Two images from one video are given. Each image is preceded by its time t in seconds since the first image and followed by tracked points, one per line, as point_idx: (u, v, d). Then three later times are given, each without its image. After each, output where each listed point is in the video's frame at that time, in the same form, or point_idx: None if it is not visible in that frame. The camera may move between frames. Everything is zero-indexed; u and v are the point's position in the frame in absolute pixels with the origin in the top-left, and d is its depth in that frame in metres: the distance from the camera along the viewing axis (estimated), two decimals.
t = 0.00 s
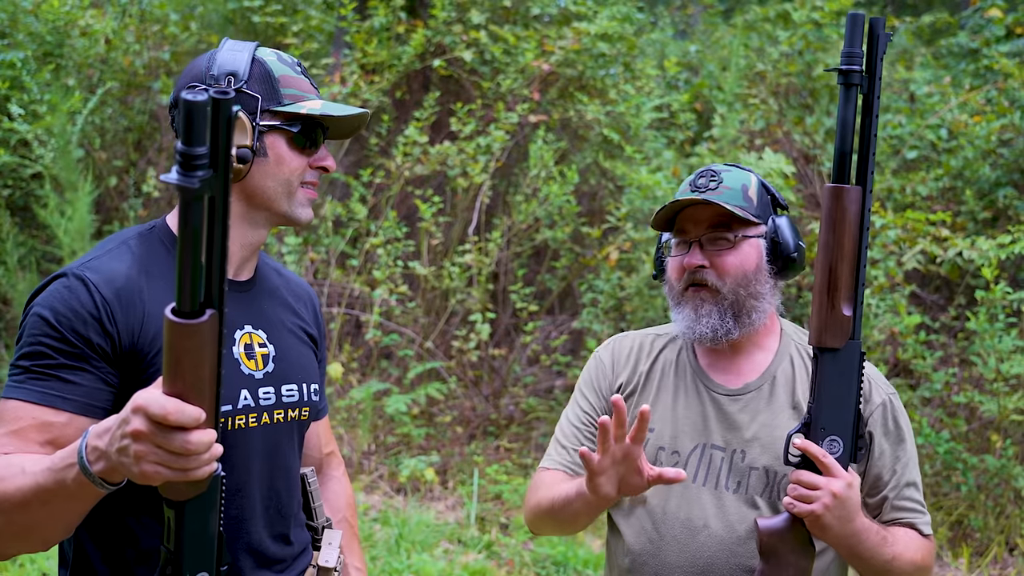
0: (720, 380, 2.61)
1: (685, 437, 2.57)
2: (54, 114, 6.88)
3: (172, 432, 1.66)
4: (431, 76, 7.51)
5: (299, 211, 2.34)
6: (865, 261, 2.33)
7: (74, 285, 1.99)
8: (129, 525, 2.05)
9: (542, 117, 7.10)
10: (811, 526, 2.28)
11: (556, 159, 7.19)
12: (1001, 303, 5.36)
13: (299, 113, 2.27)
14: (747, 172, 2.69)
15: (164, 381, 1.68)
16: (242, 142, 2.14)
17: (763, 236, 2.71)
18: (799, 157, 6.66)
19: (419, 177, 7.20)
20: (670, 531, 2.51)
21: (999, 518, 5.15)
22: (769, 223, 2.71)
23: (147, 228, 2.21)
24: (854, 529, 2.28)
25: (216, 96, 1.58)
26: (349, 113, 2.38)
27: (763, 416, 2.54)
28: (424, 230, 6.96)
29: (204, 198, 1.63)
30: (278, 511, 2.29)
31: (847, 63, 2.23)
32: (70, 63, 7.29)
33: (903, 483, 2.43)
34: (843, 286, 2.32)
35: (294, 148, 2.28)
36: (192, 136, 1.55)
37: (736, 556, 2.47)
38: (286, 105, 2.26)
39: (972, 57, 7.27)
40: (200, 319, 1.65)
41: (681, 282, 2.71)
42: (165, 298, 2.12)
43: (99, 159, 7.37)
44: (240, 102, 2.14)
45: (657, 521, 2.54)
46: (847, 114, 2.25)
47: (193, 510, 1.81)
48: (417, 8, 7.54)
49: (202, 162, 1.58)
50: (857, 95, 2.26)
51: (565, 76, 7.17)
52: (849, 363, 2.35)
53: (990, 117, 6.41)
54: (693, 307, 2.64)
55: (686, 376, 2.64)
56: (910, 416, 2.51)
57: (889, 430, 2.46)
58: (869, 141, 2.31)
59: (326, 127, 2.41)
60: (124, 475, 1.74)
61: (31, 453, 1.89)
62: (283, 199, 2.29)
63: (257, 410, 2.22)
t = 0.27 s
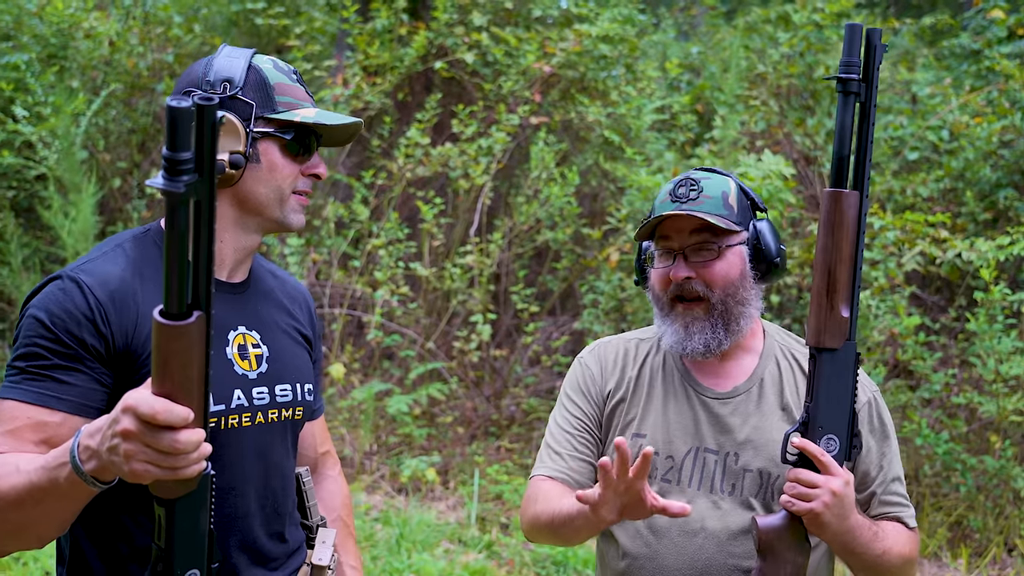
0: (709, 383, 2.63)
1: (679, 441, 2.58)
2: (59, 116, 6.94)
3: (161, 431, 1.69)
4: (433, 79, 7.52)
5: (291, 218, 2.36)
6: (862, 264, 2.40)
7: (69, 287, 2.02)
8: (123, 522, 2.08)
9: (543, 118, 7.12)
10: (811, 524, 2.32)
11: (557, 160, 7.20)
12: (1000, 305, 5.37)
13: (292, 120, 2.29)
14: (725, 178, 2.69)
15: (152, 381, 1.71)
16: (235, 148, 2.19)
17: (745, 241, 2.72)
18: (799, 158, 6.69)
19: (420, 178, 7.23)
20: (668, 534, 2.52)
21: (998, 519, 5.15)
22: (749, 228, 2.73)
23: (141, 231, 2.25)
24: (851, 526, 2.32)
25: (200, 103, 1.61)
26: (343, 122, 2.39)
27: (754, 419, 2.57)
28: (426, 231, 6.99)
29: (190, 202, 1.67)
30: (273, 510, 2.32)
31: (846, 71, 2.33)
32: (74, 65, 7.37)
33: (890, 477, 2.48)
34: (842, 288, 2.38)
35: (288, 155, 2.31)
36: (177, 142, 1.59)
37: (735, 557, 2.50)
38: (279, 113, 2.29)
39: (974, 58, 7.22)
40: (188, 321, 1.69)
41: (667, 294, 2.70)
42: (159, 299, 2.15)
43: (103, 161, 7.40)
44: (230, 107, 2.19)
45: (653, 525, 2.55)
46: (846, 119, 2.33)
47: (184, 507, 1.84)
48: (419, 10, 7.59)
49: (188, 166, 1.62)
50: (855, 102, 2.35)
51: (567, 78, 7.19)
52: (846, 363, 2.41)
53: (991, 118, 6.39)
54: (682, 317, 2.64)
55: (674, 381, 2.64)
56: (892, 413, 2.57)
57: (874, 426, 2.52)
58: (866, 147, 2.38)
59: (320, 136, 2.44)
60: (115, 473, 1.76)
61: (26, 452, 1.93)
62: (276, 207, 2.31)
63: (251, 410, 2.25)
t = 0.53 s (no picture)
0: (711, 382, 2.65)
1: (681, 439, 2.60)
2: (75, 117, 7.02)
3: (164, 427, 1.73)
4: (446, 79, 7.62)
5: (298, 215, 2.41)
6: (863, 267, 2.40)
7: (78, 287, 2.07)
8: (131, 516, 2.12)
9: (554, 119, 7.14)
10: (810, 522, 2.34)
11: (569, 160, 7.21)
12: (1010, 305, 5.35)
13: (295, 120, 2.33)
14: (727, 180, 2.72)
15: (157, 378, 1.75)
16: (240, 149, 2.23)
17: (745, 241, 2.74)
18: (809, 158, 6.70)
19: (432, 179, 7.27)
20: (670, 531, 2.56)
21: (1009, 519, 5.13)
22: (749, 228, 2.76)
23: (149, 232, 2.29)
24: (851, 524, 2.34)
25: (199, 107, 1.63)
26: (345, 120, 2.43)
27: (754, 418, 2.59)
28: (438, 231, 7.02)
29: (191, 203, 1.71)
30: (281, 504, 2.35)
31: (847, 77, 2.32)
32: (91, 66, 7.49)
33: (888, 475, 2.50)
34: (842, 292, 2.39)
35: (291, 155, 2.35)
36: (177, 144, 1.63)
37: (735, 554, 2.53)
38: (282, 114, 2.33)
39: (987, 58, 7.24)
40: (189, 319, 1.73)
41: (666, 292, 2.72)
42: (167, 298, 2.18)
43: (118, 161, 7.48)
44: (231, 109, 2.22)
45: (655, 522, 2.58)
46: (847, 125, 2.33)
47: (188, 501, 1.88)
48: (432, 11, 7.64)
49: (188, 169, 1.66)
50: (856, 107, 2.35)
51: (579, 79, 7.21)
52: (846, 365, 2.42)
53: (1003, 118, 6.31)
54: (679, 314, 2.66)
55: (676, 380, 2.66)
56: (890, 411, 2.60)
57: (873, 425, 2.54)
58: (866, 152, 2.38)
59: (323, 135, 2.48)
60: (121, 467, 1.80)
61: (36, 447, 1.97)
62: (281, 206, 2.35)
63: (258, 405, 2.29)
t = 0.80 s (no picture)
0: (725, 375, 2.68)
1: (687, 429, 2.64)
2: (107, 116, 7.12)
3: (188, 416, 1.76)
4: (473, 80, 7.59)
5: (316, 212, 2.45)
6: (858, 266, 2.38)
7: (101, 281, 2.10)
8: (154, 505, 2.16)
9: (580, 118, 7.14)
10: (795, 518, 2.33)
11: (593, 160, 7.17)
12: None
13: (312, 119, 2.36)
14: (756, 178, 2.78)
15: (179, 368, 1.78)
16: (259, 147, 2.28)
17: (763, 238, 2.74)
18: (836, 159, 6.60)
19: (458, 178, 7.30)
20: (669, 517, 2.60)
21: None
22: (770, 227, 2.75)
23: (170, 229, 2.33)
24: (839, 523, 2.32)
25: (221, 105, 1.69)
26: (361, 118, 2.45)
27: (763, 412, 2.59)
28: (464, 230, 7.06)
29: (213, 198, 1.75)
30: (300, 495, 2.39)
31: (846, 75, 2.31)
32: (122, 67, 7.59)
33: (900, 479, 2.45)
34: (836, 289, 2.37)
35: (308, 152, 2.38)
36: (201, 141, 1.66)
37: (730, 545, 2.53)
38: (300, 112, 2.36)
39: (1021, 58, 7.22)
40: (211, 312, 1.76)
41: (683, 276, 2.81)
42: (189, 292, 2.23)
43: (150, 161, 7.58)
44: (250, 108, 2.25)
45: (658, 507, 2.62)
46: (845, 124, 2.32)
47: (210, 489, 1.91)
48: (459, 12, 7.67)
49: (210, 165, 1.70)
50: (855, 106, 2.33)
51: (605, 78, 7.21)
52: (839, 364, 2.39)
53: None
54: (687, 301, 2.75)
55: (693, 369, 2.71)
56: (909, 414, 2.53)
57: (886, 428, 2.48)
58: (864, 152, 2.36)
59: (340, 132, 2.51)
60: (145, 457, 1.84)
61: (62, 438, 2.02)
62: (299, 202, 2.39)
63: (276, 398, 2.32)
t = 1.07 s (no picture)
0: (728, 368, 2.71)
1: (680, 419, 2.70)
2: (128, 116, 7.20)
3: (198, 409, 1.80)
4: (490, 79, 7.64)
5: (322, 209, 2.50)
6: (830, 266, 2.30)
7: (112, 278, 2.15)
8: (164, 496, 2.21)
9: (596, 118, 7.14)
10: (757, 513, 2.28)
11: (609, 159, 7.18)
12: None
13: (318, 118, 2.41)
14: (772, 178, 2.76)
15: (190, 361, 1.83)
16: (266, 146, 2.34)
17: (776, 238, 2.73)
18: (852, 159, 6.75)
19: (474, 177, 7.33)
20: (654, 501, 2.69)
21: None
22: (782, 227, 2.73)
23: (180, 226, 2.37)
24: (801, 518, 2.26)
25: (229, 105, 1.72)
26: (366, 117, 2.50)
27: (755, 405, 2.60)
28: (479, 229, 7.09)
29: (222, 197, 1.78)
30: (307, 487, 2.42)
31: (826, 74, 2.20)
32: (143, 67, 7.67)
33: (888, 484, 2.39)
34: (805, 288, 2.30)
35: (315, 151, 2.44)
36: (209, 141, 1.70)
37: (705, 533, 2.59)
38: (306, 111, 2.41)
39: None
40: (220, 307, 1.81)
41: (695, 274, 2.82)
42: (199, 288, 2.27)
43: (170, 160, 7.66)
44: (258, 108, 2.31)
45: (648, 491, 2.72)
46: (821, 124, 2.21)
47: (218, 481, 1.96)
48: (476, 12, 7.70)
49: (219, 164, 1.73)
50: (836, 106, 2.22)
51: (621, 78, 7.21)
52: (807, 361, 2.33)
53: None
54: (700, 298, 2.76)
55: (697, 362, 2.77)
56: (906, 418, 2.45)
57: (877, 431, 2.43)
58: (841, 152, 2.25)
59: (346, 131, 2.56)
60: (156, 448, 1.88)
61: (75, 431, 2.07)
62: (306, 200, 2.45)
63: (284, 392, 2.36)
